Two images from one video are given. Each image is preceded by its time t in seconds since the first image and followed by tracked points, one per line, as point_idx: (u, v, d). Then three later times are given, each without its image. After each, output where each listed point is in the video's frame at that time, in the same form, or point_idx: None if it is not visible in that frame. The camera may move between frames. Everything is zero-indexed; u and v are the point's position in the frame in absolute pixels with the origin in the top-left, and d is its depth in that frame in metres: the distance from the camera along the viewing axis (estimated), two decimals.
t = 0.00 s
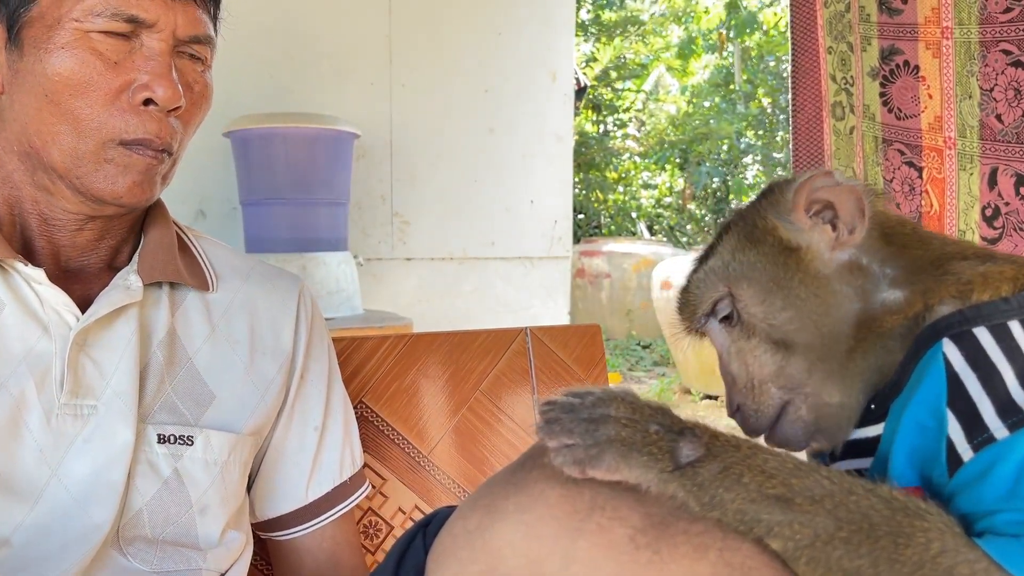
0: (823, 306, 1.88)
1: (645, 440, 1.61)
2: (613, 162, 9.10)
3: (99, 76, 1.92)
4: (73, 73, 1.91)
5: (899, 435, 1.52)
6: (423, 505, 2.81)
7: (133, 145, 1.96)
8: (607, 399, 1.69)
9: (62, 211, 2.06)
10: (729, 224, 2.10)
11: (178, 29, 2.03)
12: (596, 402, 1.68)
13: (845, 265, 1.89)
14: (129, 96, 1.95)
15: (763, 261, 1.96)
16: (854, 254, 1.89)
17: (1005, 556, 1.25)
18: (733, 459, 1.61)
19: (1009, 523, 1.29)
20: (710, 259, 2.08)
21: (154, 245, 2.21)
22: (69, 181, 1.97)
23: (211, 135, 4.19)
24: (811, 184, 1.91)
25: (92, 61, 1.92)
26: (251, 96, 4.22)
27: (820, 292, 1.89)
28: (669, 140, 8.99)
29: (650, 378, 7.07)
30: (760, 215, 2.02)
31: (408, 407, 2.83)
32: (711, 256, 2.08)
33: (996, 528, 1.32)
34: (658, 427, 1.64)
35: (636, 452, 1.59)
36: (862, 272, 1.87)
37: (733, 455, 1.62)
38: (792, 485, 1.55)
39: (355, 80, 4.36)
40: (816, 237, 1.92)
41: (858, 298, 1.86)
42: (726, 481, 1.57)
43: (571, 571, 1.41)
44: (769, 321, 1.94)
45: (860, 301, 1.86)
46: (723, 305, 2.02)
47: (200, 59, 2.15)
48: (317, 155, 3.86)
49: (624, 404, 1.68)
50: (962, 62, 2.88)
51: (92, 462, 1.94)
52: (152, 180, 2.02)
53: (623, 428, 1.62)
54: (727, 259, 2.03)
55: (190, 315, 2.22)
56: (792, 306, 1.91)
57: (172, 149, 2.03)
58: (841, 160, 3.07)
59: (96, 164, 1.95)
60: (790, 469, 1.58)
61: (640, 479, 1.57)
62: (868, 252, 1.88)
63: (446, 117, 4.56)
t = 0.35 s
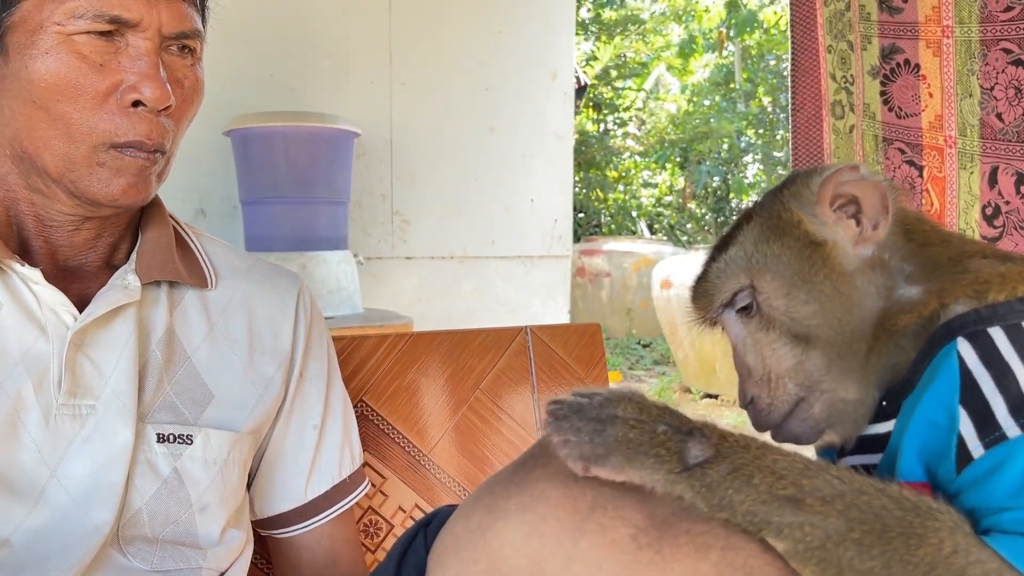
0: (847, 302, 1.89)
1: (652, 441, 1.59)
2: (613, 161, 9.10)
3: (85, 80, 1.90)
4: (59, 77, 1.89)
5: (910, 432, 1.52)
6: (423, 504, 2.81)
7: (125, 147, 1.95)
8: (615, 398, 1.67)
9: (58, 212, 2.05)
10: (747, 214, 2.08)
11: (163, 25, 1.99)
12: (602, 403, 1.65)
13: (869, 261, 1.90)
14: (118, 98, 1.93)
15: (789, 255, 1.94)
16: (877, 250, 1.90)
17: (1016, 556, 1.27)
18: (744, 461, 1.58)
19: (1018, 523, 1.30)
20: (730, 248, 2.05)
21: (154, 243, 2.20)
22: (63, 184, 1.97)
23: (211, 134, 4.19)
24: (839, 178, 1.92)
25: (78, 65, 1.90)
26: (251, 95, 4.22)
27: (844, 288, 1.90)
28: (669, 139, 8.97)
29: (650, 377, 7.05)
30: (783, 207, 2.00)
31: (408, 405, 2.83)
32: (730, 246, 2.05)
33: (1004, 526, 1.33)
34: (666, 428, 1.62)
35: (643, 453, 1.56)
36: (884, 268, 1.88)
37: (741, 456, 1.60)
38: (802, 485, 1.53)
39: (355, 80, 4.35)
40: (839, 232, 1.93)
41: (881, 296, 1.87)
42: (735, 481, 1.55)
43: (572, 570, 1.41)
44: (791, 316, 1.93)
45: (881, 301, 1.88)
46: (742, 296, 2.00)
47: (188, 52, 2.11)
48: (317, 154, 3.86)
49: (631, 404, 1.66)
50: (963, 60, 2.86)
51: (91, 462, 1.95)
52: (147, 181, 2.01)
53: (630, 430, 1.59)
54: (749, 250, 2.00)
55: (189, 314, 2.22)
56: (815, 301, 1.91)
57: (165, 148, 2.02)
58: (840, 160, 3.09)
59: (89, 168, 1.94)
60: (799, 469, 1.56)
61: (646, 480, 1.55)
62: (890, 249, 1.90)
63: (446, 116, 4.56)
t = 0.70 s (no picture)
0: (874, 315, 1.87)
1: (755, 469, 1.42)
2: (613, 159, 9.13)
3: (62, 79, 1.86)
4: (35, 77, 1.85)
5: (970, 444, 1.48)
6: (425, 502, 2.81)
7: (109, 146, 1.93)
8: (704, 417, 1.48)
9: (49, 208, 2.04)
10: (771, 214, 2.00)
11: (136, 16, 1.94)
12: (692, 428, 1.47)
13: (899, 271, 1.86)
14: (97, 95, 1.89)
15: (818, 263, 1.89)
16: (906, 259, 1.87)
17: None
18: (854, 483, 1.44)
19: None
20: (753, 251, 1.98)
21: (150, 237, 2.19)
22: (52, 185, 1.95)
23: (210, 132, 4.19)
24: (870, 182, 1.85)
25: (52, 66, 1.86)
26: (249, 92, 4.21)
27: (872, 300, 1.87)
28: (670, 137, 8.94)
29: (650, 375, 7.04)
30: (811, 209, 1.93)
31: (408, 403, 2.83)
32: (755, 247, 1.97)
33: None
34: (767, 450, 1.45)
35: (748, 485, 1.41)
36: (916, 278, 1.85)
37: (852, 478, 1.45)
38: (919, 504, 1.41)
39: (355, 78, 4.35)
40: (869, 238, 1.87)
41: (910, 308, 1.85)
42: (853, 507, 1.42)
43: (571, 569, 1.43)
44: (815, 324, 1.90)
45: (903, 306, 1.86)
46: (766, 301, 1.95)
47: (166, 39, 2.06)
48: (319, 154, 3.86)
49: (728, 427, 1.47)
50: (963, 58, 2.88)
51: (90, 460, 1.95)
52: (136, 177, 1.98)
53: (728, 459, 1.42)
54: (776, 254, 1.93)
55: (187, 309, 2.21)
56: (843, 312, 1.88)
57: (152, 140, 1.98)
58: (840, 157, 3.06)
59: (76, 168, 1.92)
60: (911, 487, 1.43)
61: (753, 512, 1.42)
62: (921, 257, 1.86)
63: (446, 114, 4.55)
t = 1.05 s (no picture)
0: (899, 321, 1.85)
1: (786, 512, 1.47)
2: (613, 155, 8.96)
3: (46, 82, 1.87)
4: (20, 81, 1.86)
5: (1001, 461, 1.54)
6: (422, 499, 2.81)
7: (100, 147, 1.94)
8: (728, 457, 1.52)
9: (43, 206, 2.04)
10: (795, 212, 1.96)
11: (116, 11, 1.95)
12: (721, 465, 1.50)
13: (925, 277, 1.84)
14: (83, 95, 1.90)
15: (843, 267, 1.86)
16: (932, 264, 1.84)
17: None
18: (886, 521, 1.50)
19: None
20: (775, 250, 1.94)
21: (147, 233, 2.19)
22: (46, 187, 1.96)
23: (210, 129, 4.19)
24: (904, 184, 1.80)
25: (35, 69, 1.86)
26: (248, 89, 4.22)
27: (897, 307, 1.84)
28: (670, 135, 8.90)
29: (650, 373, 7.05)
30: (839, 210, 1.90)
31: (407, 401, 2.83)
32: (776, 247, 1.94)
33: None
34: (796, 489, 1.49)
35: (780, 530, 1.46)
36: (941, 285, 1.84)
37: (883, 516, 1.51)
38: (949, 539, 1.49)
39: (354, 75, 4.35)
40: (898, 242, 1.84)
41: (935, 313, 1.84)
42: (884, 548, 1.48)
43: (570, 567, 1.41)
44: (839, 330, 1.87)
45: (924, 309, 1.84)
46: (787, 304, 1.93)
47: (150, 30, 2.07)
48: (318, 151, 3.87)
49: (757, 467, 1.51)
50: (963, 56, 2.87)
51: (91, 456, 1.96)
52: (130, 175, 2.00)
53: (758, 501, 1.47)
54: (800, 256, 1.90)
55: (187, 299, 2.23)
56: (867, 318, 1.85)
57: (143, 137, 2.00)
58: (841, 155, 3.04)
59: (67, 171, 1.93)
60: (938, 522, 1.51)
61: (787, 556, 1.46)
62: (947, 262, 1.84)
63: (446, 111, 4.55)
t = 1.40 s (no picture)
0: (902, 335, 1.72)
1: (774, 539, 1.49)
2: (613, 153, 9.12)
3: (32, 76, 1.87)
4: (8, 77, 1.87)
5: (1002, 467, 1.40)
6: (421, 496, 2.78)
7: (91, 141, 1.93)
8: (718, 486, 1.56)
9: (38, 201, 2.03)
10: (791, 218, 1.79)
11: (101, 2, 1.93)
12: (710, 492, 1.55)
13: (930, 287, 1.69)
14: (71, 89, 1.90)
15: (843, 281, 1.71)
16: (936, 272, 1.69)
17: None
18: (876, 545, 1.44)
19: None
20: (772, 261, 1.77)
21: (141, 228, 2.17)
22: (39, 182, 1.97)
23: (209, 126, 4.18)
24: (907, 195, 1.60)
25: (21, 64, 1.87)
26: (246, 84, 4.21)
27: (900, 321, 1.71)
28: (670, 131, 8.98)
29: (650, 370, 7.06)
30: (837, 218, 1.73)
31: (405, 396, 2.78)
32: (773, 258, 1.77)
33: None
34: (785, 518, 1.52)
35: (768, 559, 1.47)
36: (945, 295, 1.69)
37: (872, 539, 1.46)
38: (938, 561, 1.40)
39: (353, 70, 4.33)
40: (899, 253, 1.68)
41: (941, 326, 1.70)
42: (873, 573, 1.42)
43: (565, 565, 1.39)
44: (840, 346, 1.74)
45: (933, 322, 1.70)
46: (784, 318, 1.78)
47: (137, 20, 2.04)
48: (316, 146, 3.85)
49: (744, 495, 1.56)
50: (964, 51, 2.73)
51: (87, 453, 1.95)
52: (123, 167, 1.99)
53: (747, 529, 1.51)
54: (798, 269, 1.74)
55: (183, 293, 2.22)
56: (868, 334, 1.72)
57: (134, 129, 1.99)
58: (841, 151, 3.15)
59: (60, 165, 1.93)
60: (930, 544, 1.43)
61: None
62: (953, 268, 1.69)
63: (446, 110, 4.53)
